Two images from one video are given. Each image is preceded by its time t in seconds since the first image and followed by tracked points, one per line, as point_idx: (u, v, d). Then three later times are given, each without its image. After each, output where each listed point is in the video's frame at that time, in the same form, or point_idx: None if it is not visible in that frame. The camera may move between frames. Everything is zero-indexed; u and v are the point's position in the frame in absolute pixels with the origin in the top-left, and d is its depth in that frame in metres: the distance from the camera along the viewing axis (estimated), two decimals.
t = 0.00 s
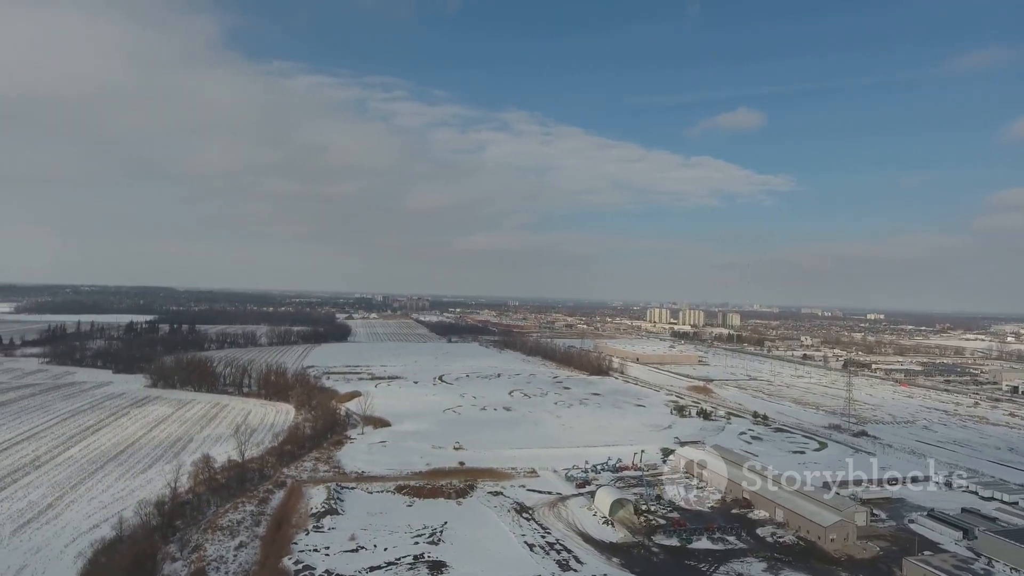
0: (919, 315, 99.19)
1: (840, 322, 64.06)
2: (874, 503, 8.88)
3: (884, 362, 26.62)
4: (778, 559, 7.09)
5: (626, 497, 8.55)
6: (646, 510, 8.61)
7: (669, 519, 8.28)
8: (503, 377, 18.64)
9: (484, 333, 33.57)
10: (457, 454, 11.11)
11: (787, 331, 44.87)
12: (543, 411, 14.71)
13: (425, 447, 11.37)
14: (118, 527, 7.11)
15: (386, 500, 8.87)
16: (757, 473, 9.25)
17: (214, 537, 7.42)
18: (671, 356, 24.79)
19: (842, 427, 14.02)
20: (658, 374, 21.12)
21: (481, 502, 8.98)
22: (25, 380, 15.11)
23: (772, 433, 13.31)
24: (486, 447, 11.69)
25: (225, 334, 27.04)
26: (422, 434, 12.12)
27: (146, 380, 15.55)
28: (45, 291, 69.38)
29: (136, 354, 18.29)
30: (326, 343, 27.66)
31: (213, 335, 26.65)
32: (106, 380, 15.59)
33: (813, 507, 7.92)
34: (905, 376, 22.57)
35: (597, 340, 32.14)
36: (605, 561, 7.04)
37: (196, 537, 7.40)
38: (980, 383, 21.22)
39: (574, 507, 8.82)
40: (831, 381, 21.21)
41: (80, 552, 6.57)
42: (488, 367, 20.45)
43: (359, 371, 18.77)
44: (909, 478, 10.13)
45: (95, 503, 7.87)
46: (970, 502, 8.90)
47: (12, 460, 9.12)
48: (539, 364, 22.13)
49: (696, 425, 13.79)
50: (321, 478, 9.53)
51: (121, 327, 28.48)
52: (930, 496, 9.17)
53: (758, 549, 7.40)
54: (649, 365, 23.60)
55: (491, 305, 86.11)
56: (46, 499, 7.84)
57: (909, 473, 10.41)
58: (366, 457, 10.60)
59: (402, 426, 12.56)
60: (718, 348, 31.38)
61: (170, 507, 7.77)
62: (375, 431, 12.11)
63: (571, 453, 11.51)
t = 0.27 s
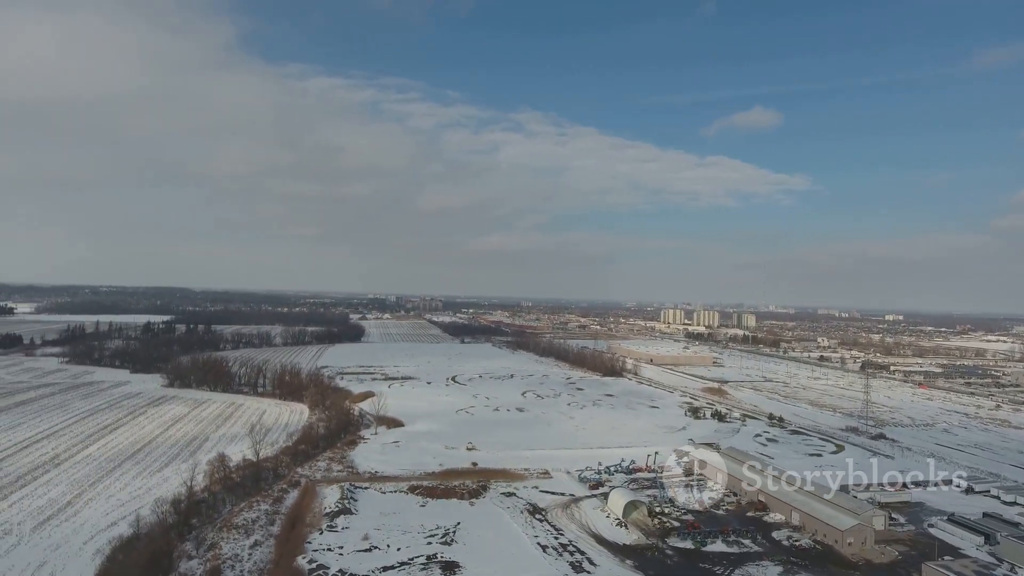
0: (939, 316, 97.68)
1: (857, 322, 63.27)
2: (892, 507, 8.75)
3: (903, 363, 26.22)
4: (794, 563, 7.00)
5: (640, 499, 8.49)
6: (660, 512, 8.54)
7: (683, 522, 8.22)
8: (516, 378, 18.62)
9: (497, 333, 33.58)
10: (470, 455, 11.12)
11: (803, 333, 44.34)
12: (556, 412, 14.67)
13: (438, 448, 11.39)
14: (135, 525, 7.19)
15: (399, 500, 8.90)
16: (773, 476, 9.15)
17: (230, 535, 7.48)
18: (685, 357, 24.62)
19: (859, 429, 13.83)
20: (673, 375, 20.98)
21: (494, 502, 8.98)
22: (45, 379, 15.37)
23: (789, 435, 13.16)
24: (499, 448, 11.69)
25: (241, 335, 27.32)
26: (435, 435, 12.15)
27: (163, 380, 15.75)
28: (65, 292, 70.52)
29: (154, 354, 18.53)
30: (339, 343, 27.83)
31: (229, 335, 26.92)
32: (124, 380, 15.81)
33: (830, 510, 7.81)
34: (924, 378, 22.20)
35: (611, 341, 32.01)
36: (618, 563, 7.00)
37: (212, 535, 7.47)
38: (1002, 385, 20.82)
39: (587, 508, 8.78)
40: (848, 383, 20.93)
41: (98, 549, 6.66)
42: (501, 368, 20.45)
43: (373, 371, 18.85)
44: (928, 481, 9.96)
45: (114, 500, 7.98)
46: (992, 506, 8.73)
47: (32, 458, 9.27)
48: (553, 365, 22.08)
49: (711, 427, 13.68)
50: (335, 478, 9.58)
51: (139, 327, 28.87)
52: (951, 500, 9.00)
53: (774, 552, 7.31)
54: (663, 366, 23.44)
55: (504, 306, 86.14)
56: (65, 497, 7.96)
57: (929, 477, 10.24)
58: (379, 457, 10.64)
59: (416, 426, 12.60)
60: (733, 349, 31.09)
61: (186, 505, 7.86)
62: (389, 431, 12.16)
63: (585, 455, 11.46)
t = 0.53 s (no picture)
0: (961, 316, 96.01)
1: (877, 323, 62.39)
2: (914, 511, 8.59)
3: (925, 365, 25.74)
4: (813, 568, 6.90)
5: (655, 502, 8.42)
6: (676, 514, 8.46)
7: (699, 525, 8.14)
8: (531, 379, 18.59)
9: (511, 334, 33.56)
10: (484, 455, 11.11)
11: (821, 334, 43.67)
12: (571, 413, 14.61)
13: (452, 448, 11.41)
14: (153, 523, 7.28)
15: (414, 500, 8.92)
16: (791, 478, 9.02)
17: (246, 534, 7.55)
18: (702, 358, 24.42)
19: (880, 432, 13.60)
20: (689, 377, 20.81)
21: (509, 503, 8.96)
22: (67, 379, 15.64)
23: (807, 438, 12.99)
24: (513, 448, 11.68)
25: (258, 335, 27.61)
26: (449, 435, 12.16)
27: (181, 379, 15.95)
28: (88, 292, 71.89)
29: (172, 354, 18.79)
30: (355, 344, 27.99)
31: (246, 336, 27.21)
32: (144, 380, 16.04)
33: (849, 514, 7.69)
34: (947, 380, 21.79)
35: (626, 342, 31.84)
36: (633, 566, 6.95)
37: (229, 533, 7.54)
38: None
39: (601, 510, 8.73)
40: (868, 385, 20.60)
41: (118, 547, 6.76)
42: (515, 369, 20.42)
43: (388, 371, 18.93)
44: (951, 486, 9.76)
45: (133, 498, 8.09)
46: (1017, 512, 8.53)
47: (54, 456, 9.43)
48: (567, 365, 22.01)
49: (727, 429, 13.54)
50: (350, 478, 9.63)
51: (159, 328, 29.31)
52: (974, 505, 8.82)
53: (792, 556, 7.21)
54: (679, 368, 23.23)
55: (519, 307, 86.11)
56: (86, 494, 8.09)
57: (951, 481, 10.03)
58: (394, 457, 10.68)
59: (430, 427, 12.64)
60: (750, 351, 30.77)
61: (204, 504, 7.94)
62: (403, 431, 12.20)
63: (599, 456, 11.41)
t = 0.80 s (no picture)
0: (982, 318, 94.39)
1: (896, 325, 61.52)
2: (933, 515, 8.44)
3: (945, 367, 25.31)
4: (830, 572, 6.80)
5: (670, 504, 8.36)
6: (690, 517, 8.38)
7: (714, 527, 8.06)
8: (544, 379, 18.55)
9: (524, 335, 33.53)
10: (497, 456, 11.11)
11: (838, 335, 43.10)
12: (584, 414, 14.55)
13: (465, 449, 11.41)
14: (170, 520, 7.36)
15: (427, 500, 8.93)
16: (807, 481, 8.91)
17: (261, 532, 7.60)
18: (716, 359, 24.22)
19: (899, 435, 13.38)
20: (703, 378, 20.64)
21: (521, 504, 8.94)
22: (86, 378, 15.89)
23: (824, 440, 12.82)
24: (526, 449, 11.66)
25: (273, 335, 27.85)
26: (462, 436, 12.17)
27: (197, 379, 16.14)
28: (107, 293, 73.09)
29: (189, 354, 19.01)
30: (368, 344, 28.14)
31: (261, 336, 27.47)
32: (161, 379, 16.24)
33: (867, 517, 7.57)
34: (968, 382, 21.39)
35: (640, 343, 31.67)
36: (647, 568, 6.90)
37: (244, 531, 7.60)
38: None
39: (615, 512, 8.68)
40: (887, 387, 20.29)
41: (135, 544, 6.84)
42: (528, 369, 20.40)
43: (401, 372, 18.99)
44: (972, 490, 9.58)
45: (150, 496, 8.19)
46: None
47: (74, 454, 9.58)
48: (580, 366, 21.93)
49: (743, 431, 13.41)
50: (364, 477, 9.67)
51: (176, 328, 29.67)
52: (996, 510, 8.64)
53: (809, 560, 7.11)
54: (693, 369, 23.05)
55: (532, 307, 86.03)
56: (104, 492, 8.20)
57: (973, 485, 9.84)
58: (407, 457, 10.70)
59: (443, 427, 12.65)
60: (765, 352, 30.45)
61: (219, 502, 8.01)
62: (416, 431, 12.23)
63: (613, 457, 11.35)
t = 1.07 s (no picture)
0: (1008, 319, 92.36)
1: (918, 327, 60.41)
2: (957, 521, 8.26)
3: (969, 370, 24.78)
4: None
5: (686, 506, 8.27)
6: (707, 519, 8.29)
7: (731, 530, 7.96)
8: (559, 380, 18.50)
9: (540, 336, 33.47)
10: (512, 457, 11.10)
11: (859, 337, 42.36)
12: (599, 415, 14.47)
13: (481, 449, 11.41)
14: (189, 518, 7.46)
15: (441, 501, 8.94)
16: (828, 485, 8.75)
17: (277, 531, 7.67)
18: (734, 361, 23.96)
19: (921, 439, 13.13)
20: (720, 380, 20.44)
21: (537, 506, 8.92)
22: (108, 377, 16.17)
23: (844, 444, 12.61)
24: (541, 450, 11.62)
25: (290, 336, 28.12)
26: (477, 436, 12.17)
27: (216, 378, 16.35)
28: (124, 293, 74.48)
29: (208, 354, 19.25)
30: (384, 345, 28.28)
31: (278, 337, 27.74)
32: (180, 378, 16.47)
33: (888, 522, 7.44)
34: (993, 385, 20.93)
35: (656, 344, 31.45)
36: (663, 571, 6.84)
37: (261, 530, 7.67)
38: None
39: (631, 514, 8.62)
40: (909, 389, 19.92)
41: (154, 541, 6.93)
42: (544, 370, 20.35)
43: (417, 372, 19.05)
44: (997, 495, 9.38)
45: (169, 494, 8.30)
46: None
47: (96, 452, 9.76)
48: (596, 367, 21.83)
49: (761, 433, 13.24)
50: (379, 477, 9.71)
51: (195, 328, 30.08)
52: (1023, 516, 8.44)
53: (828, 565, 7.01)
54: (711, 371, 22.81)
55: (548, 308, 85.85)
56: (125, 489, 8.34)
57: (998, 490, 9.63)
58: (423, 457, 10.73)
59: (459, 427, 12.68)
60: (784, 354, 30.05)
61: (238, 500, 8.10)
62: (431, 432, 12.26)
63: (628, 459, 11.28)
